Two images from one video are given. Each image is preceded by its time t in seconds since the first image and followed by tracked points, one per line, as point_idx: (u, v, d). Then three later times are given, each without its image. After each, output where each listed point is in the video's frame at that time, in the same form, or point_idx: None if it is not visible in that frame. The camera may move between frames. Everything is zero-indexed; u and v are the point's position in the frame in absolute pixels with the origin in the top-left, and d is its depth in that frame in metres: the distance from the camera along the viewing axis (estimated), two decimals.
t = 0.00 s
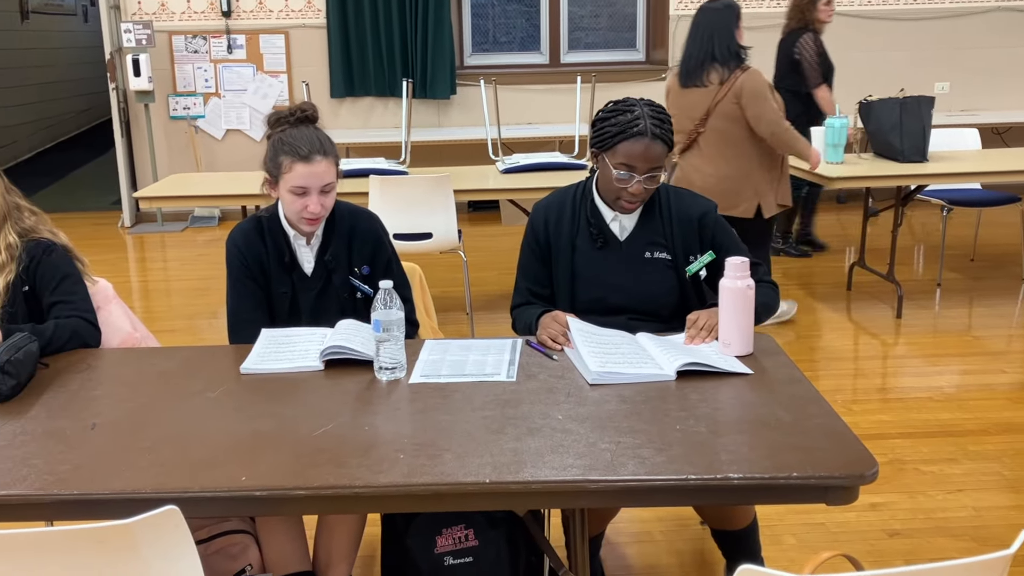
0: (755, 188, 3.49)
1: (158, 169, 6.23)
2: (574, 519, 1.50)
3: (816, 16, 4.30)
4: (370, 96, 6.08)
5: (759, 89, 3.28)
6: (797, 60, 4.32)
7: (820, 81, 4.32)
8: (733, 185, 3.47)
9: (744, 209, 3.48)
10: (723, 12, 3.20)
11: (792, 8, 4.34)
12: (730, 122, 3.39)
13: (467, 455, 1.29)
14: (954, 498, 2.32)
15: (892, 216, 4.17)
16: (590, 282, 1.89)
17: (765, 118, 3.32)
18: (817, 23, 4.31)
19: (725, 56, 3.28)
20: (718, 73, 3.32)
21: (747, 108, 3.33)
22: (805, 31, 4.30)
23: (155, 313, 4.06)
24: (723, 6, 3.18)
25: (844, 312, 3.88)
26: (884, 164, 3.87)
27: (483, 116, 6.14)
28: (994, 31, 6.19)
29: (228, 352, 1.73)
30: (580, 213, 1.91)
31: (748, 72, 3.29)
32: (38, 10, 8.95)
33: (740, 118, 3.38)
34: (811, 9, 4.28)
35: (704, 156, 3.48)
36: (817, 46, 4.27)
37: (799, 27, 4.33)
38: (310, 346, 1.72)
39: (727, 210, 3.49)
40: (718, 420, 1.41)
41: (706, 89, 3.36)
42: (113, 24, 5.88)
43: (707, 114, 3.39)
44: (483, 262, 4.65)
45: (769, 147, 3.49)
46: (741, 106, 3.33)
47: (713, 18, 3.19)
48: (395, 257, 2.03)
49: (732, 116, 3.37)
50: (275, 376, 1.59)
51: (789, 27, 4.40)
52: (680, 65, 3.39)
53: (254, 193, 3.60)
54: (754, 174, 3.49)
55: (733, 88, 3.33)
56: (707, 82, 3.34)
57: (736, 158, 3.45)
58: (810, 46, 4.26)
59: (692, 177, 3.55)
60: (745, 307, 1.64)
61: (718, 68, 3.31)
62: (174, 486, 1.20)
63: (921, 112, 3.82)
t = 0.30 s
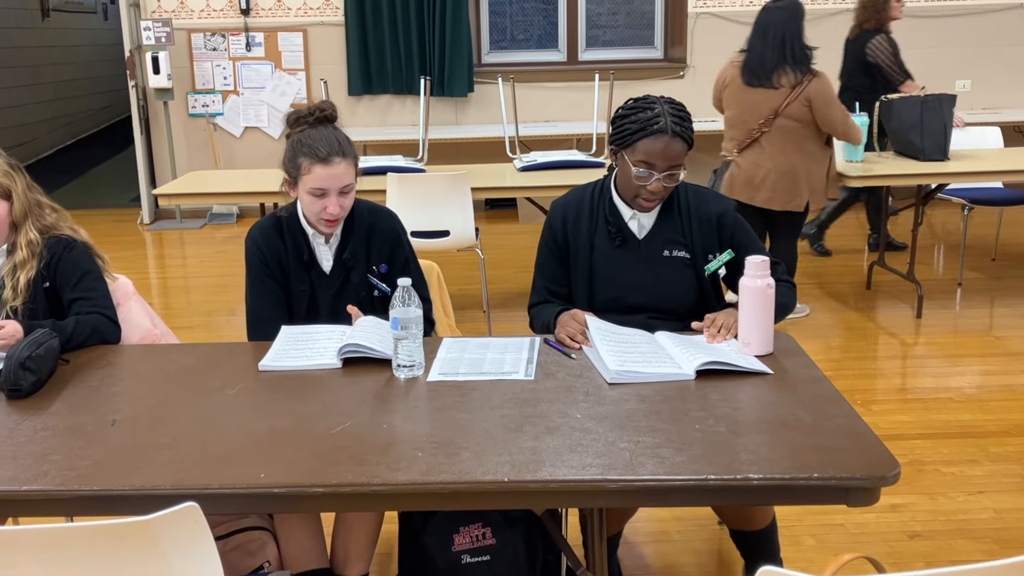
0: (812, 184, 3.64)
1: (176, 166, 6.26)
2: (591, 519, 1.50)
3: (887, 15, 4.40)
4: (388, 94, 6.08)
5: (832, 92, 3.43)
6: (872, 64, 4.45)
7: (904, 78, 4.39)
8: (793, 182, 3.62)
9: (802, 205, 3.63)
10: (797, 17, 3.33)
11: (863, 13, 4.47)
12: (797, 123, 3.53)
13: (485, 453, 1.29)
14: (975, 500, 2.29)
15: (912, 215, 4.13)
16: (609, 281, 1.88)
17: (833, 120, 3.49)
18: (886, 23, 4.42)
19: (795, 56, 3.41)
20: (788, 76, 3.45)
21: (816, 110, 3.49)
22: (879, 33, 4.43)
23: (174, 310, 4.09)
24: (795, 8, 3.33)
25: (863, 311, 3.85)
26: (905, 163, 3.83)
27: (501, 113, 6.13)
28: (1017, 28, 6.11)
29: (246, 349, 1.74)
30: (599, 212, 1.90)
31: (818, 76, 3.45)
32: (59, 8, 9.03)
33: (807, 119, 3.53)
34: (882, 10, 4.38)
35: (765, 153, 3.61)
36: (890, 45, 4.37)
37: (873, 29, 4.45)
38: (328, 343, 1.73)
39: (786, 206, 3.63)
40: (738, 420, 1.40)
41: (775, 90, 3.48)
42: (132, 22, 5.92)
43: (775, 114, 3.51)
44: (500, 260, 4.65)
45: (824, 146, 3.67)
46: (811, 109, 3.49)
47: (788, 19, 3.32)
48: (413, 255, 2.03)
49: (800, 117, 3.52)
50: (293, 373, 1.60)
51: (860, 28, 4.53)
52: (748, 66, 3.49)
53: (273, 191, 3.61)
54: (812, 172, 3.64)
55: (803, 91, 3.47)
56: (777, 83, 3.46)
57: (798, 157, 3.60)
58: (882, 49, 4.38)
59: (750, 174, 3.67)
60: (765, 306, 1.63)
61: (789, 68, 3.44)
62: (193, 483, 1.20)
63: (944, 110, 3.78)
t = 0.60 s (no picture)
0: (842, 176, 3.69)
1: (193, 164, 6.29)
2: (608, 519, 1.49)
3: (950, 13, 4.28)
4: (403, 92, 6.09)
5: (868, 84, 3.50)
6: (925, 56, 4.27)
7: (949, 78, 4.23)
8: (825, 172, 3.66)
9: (833, 196, 3.67)
10: (836, 11, 3.40)
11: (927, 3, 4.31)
12: (834, 114, 3.58)
13: (501, 452, 1.28)
14: (995, 501, 2.27)
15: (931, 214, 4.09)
16: (626, 280, 1.87)
17: (868, 113, 3.57)
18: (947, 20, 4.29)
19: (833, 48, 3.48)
20: (827, 68, 3.50)
21: (852, 102, 3.55)
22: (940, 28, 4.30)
23: (190, 308, 4.10)
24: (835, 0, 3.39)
25: (881, 311, 3.82)
26: (922, 161, 3.80)
27: (516, 112, 6.12)
28: None
29: (263, 347, 1.74)
30: (616, 210, 1.89)
31: (856, 68, 3.51)
32: (76, 6, 9.09)
33: (843, 111, 3.59)
34: (947, 4, 4.26)
35: (800, 144, 3.65)
36: (947, 43, 4.21)
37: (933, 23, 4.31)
38: (344, 342, 1.72)
39: (817, 196, 3.66)
40: (756, 420, 1.39)
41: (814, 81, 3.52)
42: (149, 21, 5.96)
43: (813, 105, 3.56)
44: (515, 259, 4.64)
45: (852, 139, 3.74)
46: (847, 99, 3.55)
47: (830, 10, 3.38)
48: (429, 253, 2.03)
49: (836, 108, 3.57)
50: (308, 371, 1.60)
51: (920, 22, 4.40)
52: (787, 57, 3.53)
53: (288, 188, 3.62)
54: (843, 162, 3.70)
55: (841, 83, 3.53)
56: (816, 74, 3.51)
57: (832, 148, 3.65)
58: (940, 42, 4.21)
59: (784, 164, 3.70)
60: (783, 305, 1.62)
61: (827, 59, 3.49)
62: (210, 481, 1.20)
63: (962, 108, 3.76)
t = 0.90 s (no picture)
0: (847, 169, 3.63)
1: (209, 163, 6.31)
2: (626, 521, 1.47)
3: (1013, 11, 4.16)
4: (418, 91, 6.09)
5: (866, 77, 3.42)
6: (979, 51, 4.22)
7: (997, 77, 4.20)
8: (828, 166, 3.65)
9: (835, 191, 3.64)
10: (833, 7, 3.37)
11: None
12: (835, 107, 3.55)
13: (519, 454, 1.27)
14: (1017, 505, 2.24)
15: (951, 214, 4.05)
16: (644, 280, 1.86)
17: (870, 105, 3.48)
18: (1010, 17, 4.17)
19: (833, 42, 3.45)
20: (825, 62, 3.49)
21: (851, 95, 3.48)
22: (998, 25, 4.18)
23: (205, 306, 4.12)
24: None
25: (899, 311, 3.79)
26: (941, 160, 3.76)
27: (531, 110, 6.10)
28: None
29: (279, 347, 1.73)
30: (635, 209, 1.87)
31: (856, 61, 3.45)
32: (93, 6, 9.15)
33: (845, 104, 3.54)
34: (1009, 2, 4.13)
35: (802, 138, 3.66)
36: (1005, 42, 4.14)
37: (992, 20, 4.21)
38: (360, 341, 1.71)
39: (818, 189, 3.66)
40: (777, 423, 1.37)
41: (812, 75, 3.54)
42: (165, 19, 5.98)
43: (811, 98, 3.56)
44: (530, 257, 4.63)
45: (868, 132, 3.65)
46: (845, 92, 3.49)
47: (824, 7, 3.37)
48: (445, 253, 2.02)
49: (837, 102, 3.54)
50: (325, 371, 1.59)
51: (980, 20, 4.27)
52: (787, 52, 3.57)
53: (303, 187, 3.62)
54: (851, 156, 3.64)
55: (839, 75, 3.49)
56: (813, 68, 3.52)
57: (836, 141, 3.61)
58: (996, 41, 4.14)
59: (789, 157, 3.74)
60: (804, 305, 1.59)
61: (825, 53, 3.48)
62: (227, 482, 1.19)
63: (983, 106, 3.71)
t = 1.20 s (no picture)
0: (842, 163, 3.63)
1: (225, 162, 6.32)
2: (648, 528, 1.44)
3: None
4: (434, 89, 6.07)
5: (853, 70, 3.41)
6: None
7: None
8: (827, 159, 3.66)
9: (831, 185, 3.68)
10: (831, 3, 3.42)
11: None
12: (827, 100, 3.58)
13: (541, 460, 1.24)
14: None
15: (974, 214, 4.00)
16: (665, 282, 1.83)
17: (858, 98, 3.45)
18: None
19: (833, 37, 3.50)
20: (823, 55, 3.56)
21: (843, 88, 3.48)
22: None
23: (221, 305, 4.11)
24: None
25: (920, 312, 3.74)
26: (964, 159, 3.71)
27: (548, 108, 6.07)
28: None
29: (296, 349, 1.71)
30: (658, 210, 1.85)
31: (850, 54, 3.43)
32: (111, 5, 9.19)
33: (838, 97, 3.55)
34: None
35: (804, 131, 3.73)
36: None
37: None
38: (378, 343, 1.69)
39: (811, 182, 3.72)
40: (804, 429, 1.34)
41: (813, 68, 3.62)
42: (182, 18, 5.99)
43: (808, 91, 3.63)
44: (547, 257, 4.61)
45: (872, 124, 3.58)
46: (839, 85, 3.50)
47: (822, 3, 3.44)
48: (464, 254, 1.99)
49: (830, 95, 3.57)
50: (343, 374, 1.57)
51: None
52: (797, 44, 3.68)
53: (319, 186, 3.61)
54: (851, 149, 3.61)
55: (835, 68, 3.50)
56: (813, 61, 3.60)
57: (834, 135, 3.62)
58: None
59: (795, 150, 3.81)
60: (830, 310, 1.56)
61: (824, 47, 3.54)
62: (245, 488, 1.17)
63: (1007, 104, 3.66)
